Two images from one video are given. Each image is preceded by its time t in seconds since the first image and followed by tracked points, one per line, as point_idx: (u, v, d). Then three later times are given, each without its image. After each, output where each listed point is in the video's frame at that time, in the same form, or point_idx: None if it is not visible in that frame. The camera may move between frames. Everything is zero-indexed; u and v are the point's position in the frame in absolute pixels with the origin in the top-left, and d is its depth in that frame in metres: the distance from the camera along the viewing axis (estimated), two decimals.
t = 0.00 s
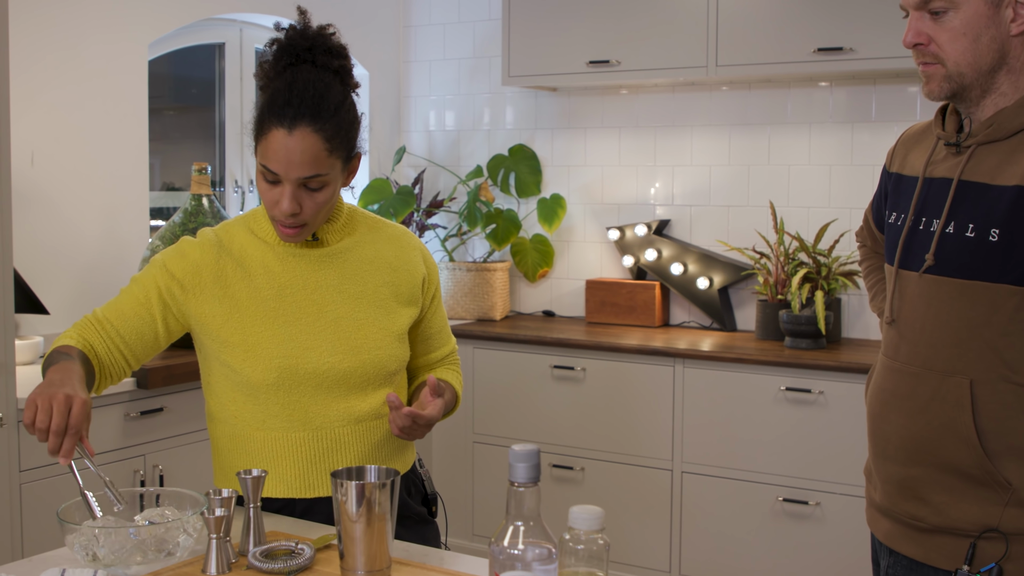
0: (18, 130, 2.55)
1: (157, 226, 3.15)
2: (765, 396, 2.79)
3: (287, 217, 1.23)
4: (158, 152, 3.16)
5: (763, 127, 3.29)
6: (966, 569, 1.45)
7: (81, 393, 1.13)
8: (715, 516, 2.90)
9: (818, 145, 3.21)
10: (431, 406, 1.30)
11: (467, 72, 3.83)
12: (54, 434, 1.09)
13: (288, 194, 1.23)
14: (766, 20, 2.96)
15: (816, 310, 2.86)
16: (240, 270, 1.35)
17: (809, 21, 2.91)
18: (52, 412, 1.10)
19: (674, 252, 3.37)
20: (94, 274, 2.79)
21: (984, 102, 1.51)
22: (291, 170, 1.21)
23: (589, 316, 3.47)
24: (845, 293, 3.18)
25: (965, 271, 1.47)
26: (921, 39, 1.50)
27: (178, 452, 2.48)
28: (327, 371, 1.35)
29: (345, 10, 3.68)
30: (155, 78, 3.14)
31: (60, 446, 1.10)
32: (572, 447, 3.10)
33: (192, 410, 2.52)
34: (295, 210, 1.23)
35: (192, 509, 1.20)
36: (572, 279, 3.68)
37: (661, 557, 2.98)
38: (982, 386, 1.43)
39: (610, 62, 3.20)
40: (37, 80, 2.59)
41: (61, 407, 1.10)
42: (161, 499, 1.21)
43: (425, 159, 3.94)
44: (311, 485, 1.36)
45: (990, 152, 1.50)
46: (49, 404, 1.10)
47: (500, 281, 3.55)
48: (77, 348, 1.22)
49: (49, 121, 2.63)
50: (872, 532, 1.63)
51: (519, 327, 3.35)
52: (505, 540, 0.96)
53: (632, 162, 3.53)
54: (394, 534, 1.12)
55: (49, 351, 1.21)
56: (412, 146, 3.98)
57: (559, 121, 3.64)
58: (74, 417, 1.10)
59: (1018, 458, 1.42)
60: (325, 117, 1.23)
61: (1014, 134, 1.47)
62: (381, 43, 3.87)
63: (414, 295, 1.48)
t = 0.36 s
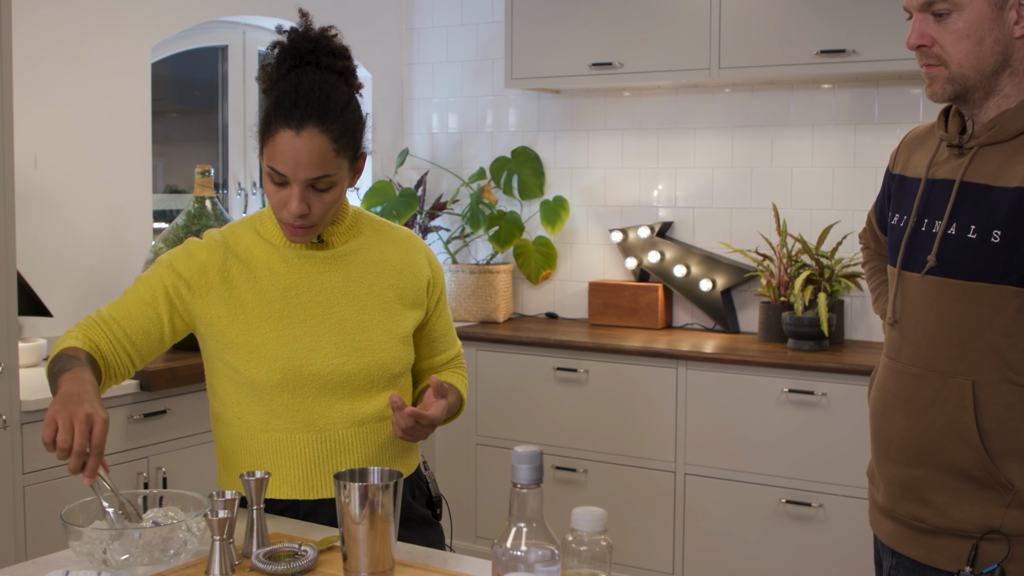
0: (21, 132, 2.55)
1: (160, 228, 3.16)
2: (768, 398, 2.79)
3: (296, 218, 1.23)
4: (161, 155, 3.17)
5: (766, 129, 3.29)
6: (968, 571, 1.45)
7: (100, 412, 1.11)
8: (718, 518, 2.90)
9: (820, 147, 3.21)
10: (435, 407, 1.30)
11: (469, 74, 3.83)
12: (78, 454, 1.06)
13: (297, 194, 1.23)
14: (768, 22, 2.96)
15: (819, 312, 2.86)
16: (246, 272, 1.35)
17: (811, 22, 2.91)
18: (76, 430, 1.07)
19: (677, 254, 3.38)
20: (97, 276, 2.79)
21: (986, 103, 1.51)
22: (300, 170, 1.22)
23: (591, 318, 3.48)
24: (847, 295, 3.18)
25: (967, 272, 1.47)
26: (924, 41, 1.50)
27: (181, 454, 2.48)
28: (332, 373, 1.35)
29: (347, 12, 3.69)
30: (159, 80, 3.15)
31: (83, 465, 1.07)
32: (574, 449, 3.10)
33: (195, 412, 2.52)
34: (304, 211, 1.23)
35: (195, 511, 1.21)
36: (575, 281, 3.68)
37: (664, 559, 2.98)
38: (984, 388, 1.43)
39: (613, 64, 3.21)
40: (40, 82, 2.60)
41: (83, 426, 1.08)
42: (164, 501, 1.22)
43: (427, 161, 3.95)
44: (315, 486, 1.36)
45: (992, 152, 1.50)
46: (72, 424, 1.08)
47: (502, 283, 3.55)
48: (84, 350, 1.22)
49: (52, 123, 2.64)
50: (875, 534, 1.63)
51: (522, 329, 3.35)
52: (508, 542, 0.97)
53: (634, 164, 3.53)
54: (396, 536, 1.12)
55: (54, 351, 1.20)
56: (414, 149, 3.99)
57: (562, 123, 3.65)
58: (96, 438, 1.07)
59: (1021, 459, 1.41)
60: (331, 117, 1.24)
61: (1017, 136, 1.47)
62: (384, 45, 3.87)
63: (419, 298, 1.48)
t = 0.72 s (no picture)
0: (22, 133, 2.56)
1: (162, 229, 3.16)
2: (769, 398, 2.79)
3: (304, 219, 1.23)
4: (163, 155, 3.17)
5: (768, 129, 3.29)
6: (971, 569, 1.44)
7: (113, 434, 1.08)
8: (720, 518, 2.89)
9: (822, 147, 3.21)
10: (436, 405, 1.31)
11: (471, 74, 3.83)
12: (100, 477, 1.04)
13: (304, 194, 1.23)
14: (769, 21, 2.96)
15: (821, 312, 2.86)
16: (250, 270, 1.35)
17: (813, 22, 2.91)
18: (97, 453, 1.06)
19: (678, 254, 3.38)
20: (99, 277, 2.80)
21: (988, 102, 1.51)
22: (306, 169, 1.22)
23: (593, 318, 3.48)
24: (849, 294, 3.18)
25: (969, 271, 1.47)
26: (925, 39, 1.50)
27: (182, 454, 2.48)
28: (335, 372, 1.35)
29: (348, 13, 3.69)
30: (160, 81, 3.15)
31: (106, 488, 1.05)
32: (576, 449, 3.10)
33: (196, 412, 2.52)
34: (311, 210, 1.23)
35: (198, 510, 1.21)
36: (577, 282, 3.68)
37: (666, 559, 2.98)
38: (986, 386, 1.43)
39: (614, 64, 3.21)
40: (41, 83, 2.60)
41: (103, 448, 1.06)
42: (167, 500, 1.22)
43: (429, 161, 3.95)
44: (316, 485, 1.36)
45: (993, 151, 1.50)
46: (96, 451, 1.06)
47: (504, 284, 3.55)
48: (82, 348, 1.20)
49: (53, 124, 2.64)
50: (877, 533, 1.63)
51: (524, 329, 3.35)
52: (510, 540, 0.97)
53: (636, 164, 3.53)
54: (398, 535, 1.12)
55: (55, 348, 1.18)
56: (416, 149, 3.99)
57: (563, 123, 3.65)
58: (116, 458, 1.06)
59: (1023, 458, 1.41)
60: (335, 114, 1.24)
61: (1019, 134, 1.47)
62: (386, 45, 3.87)
63: (421, 299, 1.49)
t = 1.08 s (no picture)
0: (22, 133, 2.56)
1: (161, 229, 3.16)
2: (769, 398, 2.79)
3: (301, 223, 1.23)
4: (163, 155, 3.17)
5: (767, 129, 3.29)
6: (971, 569, 1.44)
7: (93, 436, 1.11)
8: (720, 518, 2.89)
9: (822, 147, 3.21)
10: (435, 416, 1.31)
11: (471, 74, 3.83)
12: (82, 471, 1.07)
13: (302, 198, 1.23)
14: (769, 21, 2.96)
15: (820, 312, 2.86)
16: (247, 272, 1.35)
17: (812, 23, 2.91)
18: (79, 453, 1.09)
19: (678, 254, 3.38)
20: (98, 277, 2.80)
21: (990, 102, 1.51)
22: (305, 175, 1.22)
23: (593, 318, 3.48)
24: (849, 294, 3.18)
25: (970, 270, 1.47)
26: (927, 39, 1.50)
27: (182, 454, 2.48)
28: (332, 374, 1.35)
29: (348, 13, 3.69)
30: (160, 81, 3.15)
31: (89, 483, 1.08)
32: (575, 449, 3.10)
33: (196, 412, 2.52)
34: (309, 215, 1.23)
35: (198, 511, 1.21)
36: (577, 282, 3.68)
37: (666, 560, 2.98)
38: (987, 386, 1.43)
39: (614, 64, 3.21)
40: (40, 83, 2.60)
41: (82, 445, 1.09)
42: (166, 501, 1.22)
43: (429, 162, 3.95)
44: (316, 486, 1.36)
45: (994, 151, 1.50)
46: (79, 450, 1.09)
47: (504, 284, 3.55)
48: (83, 366, 1.23)
49: (52, 124, 2.64)
50: (878, 532, 1.63)
51: (524, 330, 3.35)
52: (510, 540, 0.97)
53: (636, 164, 3.53)
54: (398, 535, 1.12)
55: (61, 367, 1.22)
56: (416, 149, 3.99)
57: (563, 123, 3.65)
58: (96, 452, 1.10)
59: None
60: (338, 120, 1.24)
61: (1020, 135, 1.47)
62: (385, 45, 3.87)
63: (420, 299, 1.48)
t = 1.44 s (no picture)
0: (19, 133, 2.56)
1: (160, 229, 3.16)
2: (768, 397, 2.79)
3: (302, 217, 1.24)
4: (161, 155, 3.17)
5: (766, 128, 3.29)
6: (971, 568, 1.45)
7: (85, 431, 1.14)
8: (718, 517, 2.89)
9: (820, 147, 3.22)
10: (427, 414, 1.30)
11: (469, 74, 3.83)
12: (66, 450, 1.11)
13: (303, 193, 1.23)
14: (767, 22, 2.96)
15: (819, 312, 2.86)
16: (243, 273, 1.35)
17: (811, 23, 2.91)
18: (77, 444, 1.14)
19: (677, 254, 3.38)
20: (97, 277, 2.79)
21: (989, 102, 1.51)
22: (304, 169, 1.22)
23: (592, 318, 3.48)
24: (847, 294, 3.18)
25: (969, 271, 1.47)
26: (927, 39, 1.51)
27: (181, 454, 2.48)
28: (328, 374, 1.34)
29: (346, 13, 3.69)
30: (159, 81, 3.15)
31: (75, 466, 1.11)
32: (574, 449, 3.10)
33: (195, 412, 2.52)
34: (309, 209, 1.23)
35: (196, 510, 1.21)
36: (575, 282, 3.68)
37: (665, 560, 2.98)
38: (987, 386, 1.43)
39: (613, 64, 3.21)
40: (38, 84, 2.60)
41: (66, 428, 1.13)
42: (164, 501, 1.22)
43: (427, 162, 3.95)
44: (313, 487, 1.36)
45: (993, 151, 1.50)
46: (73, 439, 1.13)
47: (502, 283, 3.55)
48: (89, 374, 1.26)
49: (50, 124, 2.64)
50: (877, 532, 1.63)
51: (523, 329, 3.35)
52: (507, 539, 0.96)
53: (634, 164, 3.53)
54: (396, 534, 1.12)
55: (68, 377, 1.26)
56: (414, 149, 3.99)
57: (562, 123, 3.65)
58: (81, 434, 1.13)
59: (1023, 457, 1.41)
60: (335, 114, 1.24)
61: (1019, 135, 1.47)
62: (383, 44, 3.87)
63: (419, 299, 1.46)
